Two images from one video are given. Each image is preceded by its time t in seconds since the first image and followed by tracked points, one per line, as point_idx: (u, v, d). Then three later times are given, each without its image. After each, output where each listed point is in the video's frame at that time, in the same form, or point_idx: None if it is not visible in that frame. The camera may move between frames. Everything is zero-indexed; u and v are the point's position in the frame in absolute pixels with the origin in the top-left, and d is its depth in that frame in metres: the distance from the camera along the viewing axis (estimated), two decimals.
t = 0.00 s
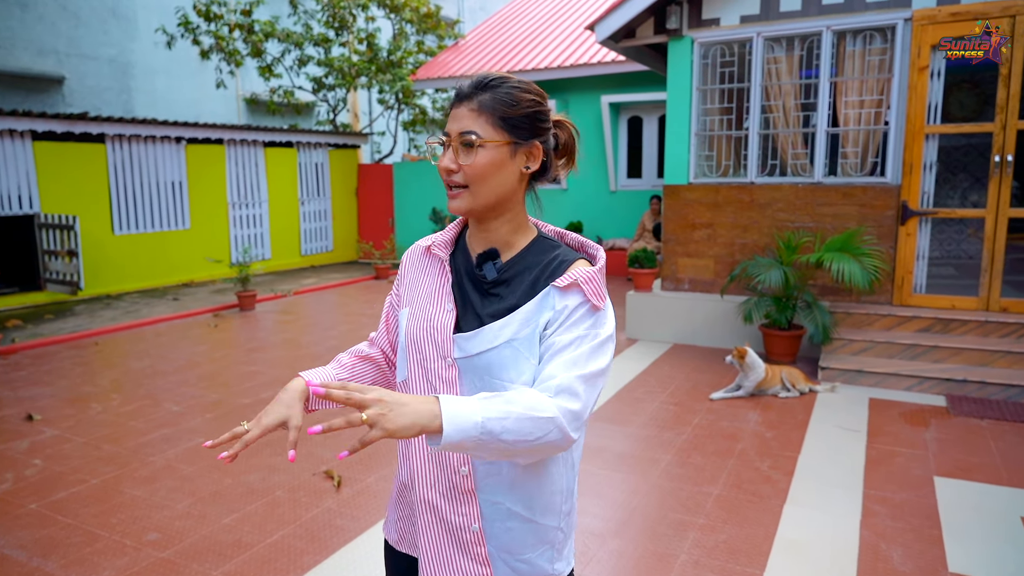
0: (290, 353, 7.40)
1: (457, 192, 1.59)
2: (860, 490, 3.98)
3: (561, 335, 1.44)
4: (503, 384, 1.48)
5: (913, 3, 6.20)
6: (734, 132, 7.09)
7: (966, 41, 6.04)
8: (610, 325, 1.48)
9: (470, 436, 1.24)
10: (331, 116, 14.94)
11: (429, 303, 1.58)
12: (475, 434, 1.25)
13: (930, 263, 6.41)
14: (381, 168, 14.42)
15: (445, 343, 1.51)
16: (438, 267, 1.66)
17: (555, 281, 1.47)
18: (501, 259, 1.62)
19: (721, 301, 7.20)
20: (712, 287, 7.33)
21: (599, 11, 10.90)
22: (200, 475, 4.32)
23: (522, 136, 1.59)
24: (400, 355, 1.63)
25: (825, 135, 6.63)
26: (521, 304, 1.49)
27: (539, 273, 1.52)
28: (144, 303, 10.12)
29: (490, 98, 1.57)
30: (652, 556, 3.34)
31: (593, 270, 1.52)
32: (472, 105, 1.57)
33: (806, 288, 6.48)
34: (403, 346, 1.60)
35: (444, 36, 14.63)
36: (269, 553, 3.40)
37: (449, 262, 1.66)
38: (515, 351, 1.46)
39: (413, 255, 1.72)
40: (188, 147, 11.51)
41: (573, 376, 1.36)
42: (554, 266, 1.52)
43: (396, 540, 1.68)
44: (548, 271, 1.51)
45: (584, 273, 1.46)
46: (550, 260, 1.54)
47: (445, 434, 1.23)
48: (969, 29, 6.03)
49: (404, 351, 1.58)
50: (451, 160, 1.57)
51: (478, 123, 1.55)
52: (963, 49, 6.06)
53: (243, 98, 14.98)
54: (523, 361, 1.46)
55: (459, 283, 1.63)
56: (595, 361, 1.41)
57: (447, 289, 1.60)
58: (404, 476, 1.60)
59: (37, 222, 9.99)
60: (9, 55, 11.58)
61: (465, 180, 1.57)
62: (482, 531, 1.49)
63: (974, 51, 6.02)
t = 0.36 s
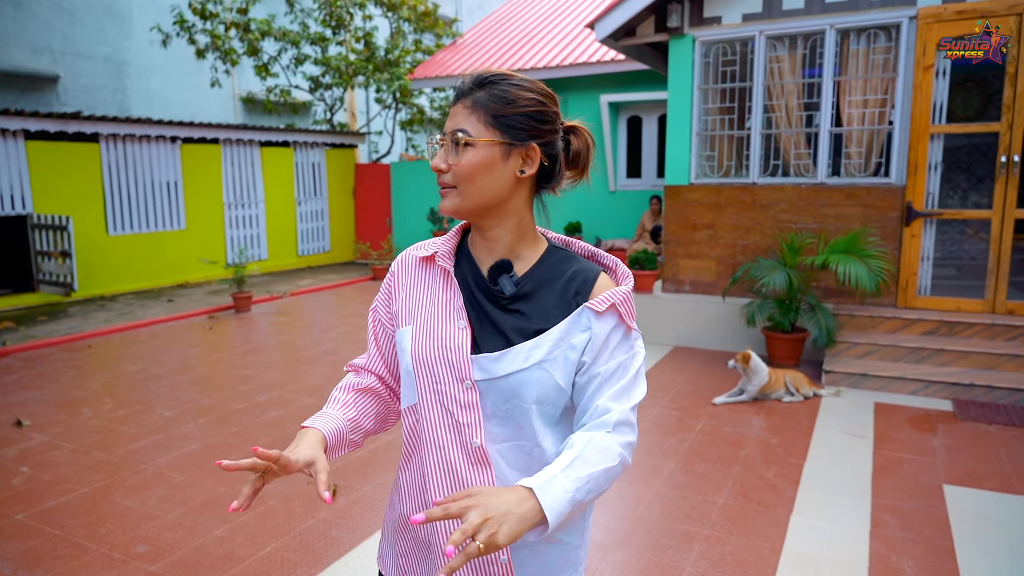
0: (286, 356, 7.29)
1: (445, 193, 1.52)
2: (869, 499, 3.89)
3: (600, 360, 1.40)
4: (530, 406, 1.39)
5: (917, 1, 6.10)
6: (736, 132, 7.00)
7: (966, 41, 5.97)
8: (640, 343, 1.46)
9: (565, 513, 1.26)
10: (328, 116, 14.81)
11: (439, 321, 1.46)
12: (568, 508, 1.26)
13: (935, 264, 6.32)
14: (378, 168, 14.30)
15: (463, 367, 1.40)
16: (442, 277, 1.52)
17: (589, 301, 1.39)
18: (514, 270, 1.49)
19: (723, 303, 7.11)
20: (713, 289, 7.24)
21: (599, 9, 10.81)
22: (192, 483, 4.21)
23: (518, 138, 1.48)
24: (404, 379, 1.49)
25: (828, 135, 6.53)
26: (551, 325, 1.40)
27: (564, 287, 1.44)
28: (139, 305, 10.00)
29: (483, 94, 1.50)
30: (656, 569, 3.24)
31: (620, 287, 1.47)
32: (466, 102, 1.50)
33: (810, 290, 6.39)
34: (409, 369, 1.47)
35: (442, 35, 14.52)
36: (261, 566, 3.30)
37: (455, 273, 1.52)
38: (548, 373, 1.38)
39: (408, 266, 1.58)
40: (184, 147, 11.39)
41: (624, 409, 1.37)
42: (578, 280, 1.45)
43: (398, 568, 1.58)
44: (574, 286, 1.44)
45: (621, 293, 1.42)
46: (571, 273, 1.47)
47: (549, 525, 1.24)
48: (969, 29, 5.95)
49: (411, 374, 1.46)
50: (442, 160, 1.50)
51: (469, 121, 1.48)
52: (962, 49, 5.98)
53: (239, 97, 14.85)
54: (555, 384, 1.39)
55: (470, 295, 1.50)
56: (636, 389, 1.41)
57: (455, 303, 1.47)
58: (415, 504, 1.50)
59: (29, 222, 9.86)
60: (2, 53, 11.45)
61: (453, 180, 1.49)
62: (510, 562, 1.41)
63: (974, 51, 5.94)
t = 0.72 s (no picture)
0: (283, 358, 7.22)
1: (503, 208, 1.39)
2: (873, 505, 3.83)
3: (602, 358, 1.34)
4: (534, 410, 1.32)
5: None
6: (736, 132, 6.94)
7: (967, 41, 5.91)
8: (642, 342, 1.41)
9: (556, 484, 1.20)
10: (325, 116, 14.73)
11: (431, 327, 1.38)
12: (560, 480, 1.21)
13: (937, 265, 6.26)
14: (375, 168, 14.23)
15: (461, 373, 1.33)
16: (432, 282, 1.45)
17: (591, 297, 1.34)
18: (513, 269, 1.42)
19: (723, 304, 7.05)
20: (713, 291, 7.18)
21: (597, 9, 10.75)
22: (185, 489, 4.14)
23: (547, 132, 1.45)
24: (398, 391, 1.42)
25: (829, 135, 6.47)
26: (554, 322, 1.34)
27: (564, 284, 1.38)
28: (134, 306, 9.92)
29: (521, 93, 1.40)
30: None
31: (621, 283, 1.42)
32: (508, 103, 1.38)
33: (811, 292, 6.33)
34: (404, 379, 1.39)
35: (440, 34, 14.44)
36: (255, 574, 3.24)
37: (446, 277, 1.45)
38: (551, 373, 1.31)
39: (394, 272, 1.50)
40: (179, 147, 11.31)
41: (627, 410, 1.31)
42: (578, 277, 1.39)
43: None
44: (574, 283, 1.39)
45: (622, 288, 1.37)
46: (570, 269, 1.41)
47: (538, 487, 1.18)
48: (969, 29, 5.89)
49: (406, 384, 1.38)
50: (500, 171, 1.36)
51: (520, 124, 1.38)
52: (963, 49, 5.92)
53: (236, 97, 14.77)
54: (560, 385, 1.32)
55: (464, 298, 1.43)
56: (639, 391, 1.36)
57: (448, 307, 1.40)
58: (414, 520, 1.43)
59: (24, 223, 9.78)
60: None
61: (515, 193, 1.39)
62: None
63: (975, 51, 5.88)
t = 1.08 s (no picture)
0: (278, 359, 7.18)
1: (494, 206, 1.35)
2: (872, 508, 3.78)
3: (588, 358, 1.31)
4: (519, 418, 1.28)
5: None
6: (733, 131, 6.90)
7: (966, 41, 5.87)
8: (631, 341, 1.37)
9: (504, 458, 1.16)
10: (322, 116, 14.69)
11: (415, 331, 1.34)
12: (511, 457, 1.16)
13: (936, 265, 6.22)
14: (373, 168, 14.18)
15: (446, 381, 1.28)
16: (415, 285, 1.41)
17: (575, 296, 1.31)
18: (498, 271, 1.39)
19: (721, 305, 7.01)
20: (711, 291, 7.14)
21: (595, 8, 10.71)
22: (177, 492, 4.10)
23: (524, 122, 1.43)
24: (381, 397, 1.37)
25: (827, 135, 6.43)
26: (541, 324, 1.30)
27: (549, 285, 1.34)
28: (130, 307, 9.87)
29: (493, 87, 1.36)
30: None
31: (607, 280, 1.38)
32: (483, 97, 1.34)
33: (809, 292, 6.30)
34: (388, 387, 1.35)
35: (437, 34, 14.39)
36: None
37: (429, 280, 1.41)
38: (538, 377, 1.28)
39: (374, 277, 1.46)
40: (176, 147, 11.26)
41: (608, 407, 1.26)
42: (563, 276, 1.35)
43: None
44: (560, 283, 1.34)
45: (609, 285, 1.33)
46: (556, 268, 1.37)
47: (480, 455, 1.14)
48: (967, 28, 5.86)
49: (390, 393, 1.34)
50: (486, 167, 1.32)
51: (498, 117, 1.35)
52: (962, 49, 5.89)
53: (233, 97, 14.72)
54: (547, 389, 1.28)
55: (448, 301, 1.39)
56: (621, 389, 1.30)
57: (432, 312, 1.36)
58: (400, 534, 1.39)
59: (19, 223, 9.73)
60: None
61: (504, 189, 1.35)
62: None
63: (974, 51, 5.84)
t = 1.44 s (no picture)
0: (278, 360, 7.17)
1: (480, 207, 1.33)
2: (873, 511, 3.76)
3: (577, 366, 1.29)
4: (503, 426, 1.27)
5: None
6: (735, 132, 6.87)
7: (965, 42, 5.84)
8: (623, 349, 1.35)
9: (488, 482, 1.14)
10: (324, 116, 14.69)
11: (399, 335, 1.32)
12: (494, 480, 1.15)
13: (938, 266, 6.19)
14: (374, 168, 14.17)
15: (429, 387, 1.27)
16: (402, 288, 1.40)
17: (563, 303, 1.29)
18: (485, 276, 1.37)
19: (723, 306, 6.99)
20: (712, 292, 7.11)
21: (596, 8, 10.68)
22: (174, 493, 4.08)
23: (519, 123, 1.40)
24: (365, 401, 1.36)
25: (829, 135, 6.41)
26: (527, 331, 1.28)
27: (537, 291, 1.32)
28: (130, 307, 9.86)
29: (490, 86, 1.34)
30: None
31: (598, 286, 1.36)
32: (476, 95, 1.31)
33: (811, 292, 6.27)
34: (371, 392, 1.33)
35: (439, 34, 14.35)
36: None
37: (416, 284, 1.39)
38: (524, 386, 1.26)
39: (362, 278, 1.45)
40: (177, 147, 11.26)
41: (597, 417, 1.23)
42: (552, 281, 1.33)
43: None
44: (548, 288, 1.32)
45: (599, 292, 1.31)
46: (545, 273, 1.35)
47: (461, 482, 1.13)
48: (967, 28, 5.84)
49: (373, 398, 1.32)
50: (474, 166, 1.30)
51: (491, 117, 1.32)
52: (962, 49, 5.86)
53: (235, 98, 14.73)
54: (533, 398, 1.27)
55: (435, 306, 1.38)
56: (612, 397, 1.28)
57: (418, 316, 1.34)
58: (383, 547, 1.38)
59: (20, 223, 9.73)
60: None
61: (493, 189, 1.33)
62: None
63: (974, 51, 5.82)
